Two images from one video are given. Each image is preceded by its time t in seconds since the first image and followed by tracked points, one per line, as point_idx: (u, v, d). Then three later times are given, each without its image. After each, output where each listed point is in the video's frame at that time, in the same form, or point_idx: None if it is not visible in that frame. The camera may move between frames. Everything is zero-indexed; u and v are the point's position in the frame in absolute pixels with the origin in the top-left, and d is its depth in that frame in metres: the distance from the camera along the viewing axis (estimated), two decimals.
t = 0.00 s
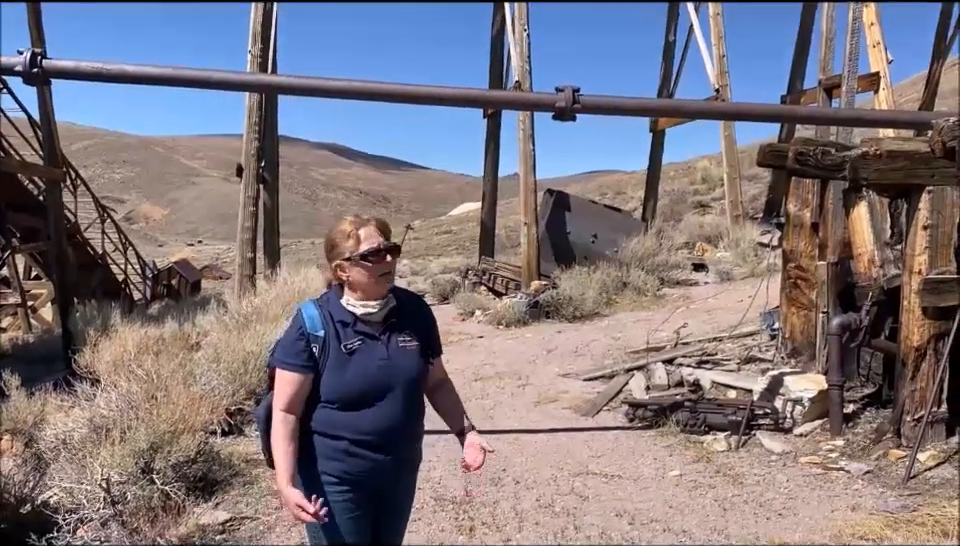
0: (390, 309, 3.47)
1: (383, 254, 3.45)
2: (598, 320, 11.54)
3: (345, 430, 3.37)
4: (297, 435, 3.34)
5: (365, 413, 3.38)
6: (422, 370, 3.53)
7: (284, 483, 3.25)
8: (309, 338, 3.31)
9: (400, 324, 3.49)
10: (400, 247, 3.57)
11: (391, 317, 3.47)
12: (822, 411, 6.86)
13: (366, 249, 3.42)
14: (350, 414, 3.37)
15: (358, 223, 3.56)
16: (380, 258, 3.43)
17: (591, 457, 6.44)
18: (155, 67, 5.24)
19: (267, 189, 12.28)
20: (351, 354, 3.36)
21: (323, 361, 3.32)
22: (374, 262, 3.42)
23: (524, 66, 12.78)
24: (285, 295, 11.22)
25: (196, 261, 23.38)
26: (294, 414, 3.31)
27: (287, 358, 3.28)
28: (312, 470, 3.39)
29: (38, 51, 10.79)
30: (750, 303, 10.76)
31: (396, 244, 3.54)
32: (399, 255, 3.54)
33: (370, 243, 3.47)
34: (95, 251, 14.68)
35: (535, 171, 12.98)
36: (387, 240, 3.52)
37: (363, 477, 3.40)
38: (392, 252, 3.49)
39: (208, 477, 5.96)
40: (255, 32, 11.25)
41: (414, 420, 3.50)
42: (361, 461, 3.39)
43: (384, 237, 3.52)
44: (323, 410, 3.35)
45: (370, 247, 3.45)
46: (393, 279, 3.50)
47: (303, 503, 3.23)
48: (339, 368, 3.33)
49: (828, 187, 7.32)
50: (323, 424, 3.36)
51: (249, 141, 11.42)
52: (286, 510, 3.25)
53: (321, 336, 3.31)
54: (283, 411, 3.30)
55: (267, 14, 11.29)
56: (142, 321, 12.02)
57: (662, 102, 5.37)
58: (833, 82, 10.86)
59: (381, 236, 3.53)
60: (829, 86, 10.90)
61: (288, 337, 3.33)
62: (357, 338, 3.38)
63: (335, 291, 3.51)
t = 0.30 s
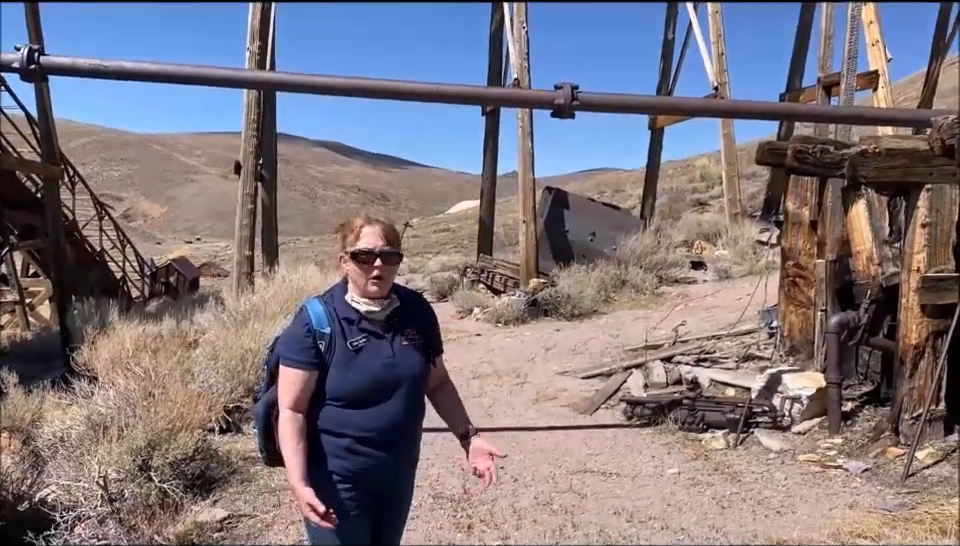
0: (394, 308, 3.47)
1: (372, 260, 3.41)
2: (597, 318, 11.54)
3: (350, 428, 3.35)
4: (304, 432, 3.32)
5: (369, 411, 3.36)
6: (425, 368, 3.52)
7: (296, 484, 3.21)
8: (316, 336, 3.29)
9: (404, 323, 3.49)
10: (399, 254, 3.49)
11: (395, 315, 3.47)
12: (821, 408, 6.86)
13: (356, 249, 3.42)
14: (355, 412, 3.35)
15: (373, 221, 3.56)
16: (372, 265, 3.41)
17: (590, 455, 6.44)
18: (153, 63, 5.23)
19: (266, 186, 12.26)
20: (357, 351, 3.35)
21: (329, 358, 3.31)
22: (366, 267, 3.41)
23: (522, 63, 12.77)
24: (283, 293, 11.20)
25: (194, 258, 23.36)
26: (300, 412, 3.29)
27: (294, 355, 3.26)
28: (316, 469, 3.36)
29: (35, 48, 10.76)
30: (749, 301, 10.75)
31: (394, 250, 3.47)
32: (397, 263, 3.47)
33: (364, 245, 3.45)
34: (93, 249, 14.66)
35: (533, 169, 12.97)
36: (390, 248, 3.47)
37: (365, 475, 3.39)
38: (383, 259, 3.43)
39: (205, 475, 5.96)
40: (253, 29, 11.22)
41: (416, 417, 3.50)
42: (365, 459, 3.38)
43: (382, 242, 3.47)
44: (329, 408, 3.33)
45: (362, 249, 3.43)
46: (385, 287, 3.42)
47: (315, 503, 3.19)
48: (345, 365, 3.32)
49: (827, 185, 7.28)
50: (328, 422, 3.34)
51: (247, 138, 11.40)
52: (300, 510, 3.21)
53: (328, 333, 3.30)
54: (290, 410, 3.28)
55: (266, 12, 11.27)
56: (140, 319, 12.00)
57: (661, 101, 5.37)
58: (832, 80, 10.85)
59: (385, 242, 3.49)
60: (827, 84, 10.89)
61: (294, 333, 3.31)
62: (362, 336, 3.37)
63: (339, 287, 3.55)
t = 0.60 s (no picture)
0: (396, 307, 3.45)
1: (367, 256, 3.39)
2: (596, 316, 11.54)
3: (348, 424, 3.35)
4: (299, 427, 3.34)
5: (368, 408, 3.36)
6: (427, 368, 3.50)
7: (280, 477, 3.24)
8: (316, 329, 3.31)
9: (407, 322, 3.47)
10: (399, 253, 3.45)
11: (397, 313, 3.45)
12: (819, 406, 6.85)
13: (356, 244, 3.41)
14: (353, 408, 3.35)
15: (383, 219, 3.54)
16: (368, 262, 3.38)
17: (588, 453, 6.44)
18: (151, 61, 5.21)
19: (264, 184, 12.25)
20: (357, 346, 3.35)
21: (328, 352, 3.32)
22: (362, 263, 3.39)
23: (521, 61, 12.77)
24: (282, 291, 11.20)
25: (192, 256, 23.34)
26: (296, 405, 3.31)
27: (294, 347, 3.29)
28: (311, 464, 3.36)
29: (33, 46, 10.74)
30: (747, 299, 10.76)
31: (393, 249, 3.43)
32: (395, 261, 3.42)
33: (364, 241, 3.44)
34: (91, 247, 14.64)
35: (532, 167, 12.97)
36: (391, 248, 3.43)
37: (363, 472, 3.38)
38: (379, 256, 3.39)
39: (204, 473, 5.96)
40: (252, 27, 11.22)
41: (417, 415, 3.48)
42: (363, 456, 3.36)
43: (382, 239, 3.44)
44: (325, 403, 3.34)
45: (361, 245, 3.43)
46: (380, 284, 3.38)
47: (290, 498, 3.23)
48: (344, 360, 3.33)
49: (826, 182, 7.27)
50: (325, 417, 3.34)
51: (245, 136, 11.39)
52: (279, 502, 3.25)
53: (327, 327, 3.31)
54: (286, 402, 3.30)
55: (264, 9, 11.26)
56: (139, 317, 11.99)
57: (658, 98, 5.37)
58: (831, 78, 10.86)
59: (387, 241, 3.45)
60: (826, 82, 10.90)
61: (296, 325, 3.33)
62: (363, 332, 3.37)
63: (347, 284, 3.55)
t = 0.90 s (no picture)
0: (395, 303, 3.44)
1: (363, 250, 3.40)
2: (595, 315, 11.54)
3: (345, 421, 3.35)
4: (298, 424, 3.34)
5: (366, 405, 3.35)
6: (426, 366, 3.49)
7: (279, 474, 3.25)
8: (313, 326, 3.32)
9: (407, 319, 3.46)
10: (394, 247, 3.43)
11: (396, 309, 3.44)
12: (818, 404, 6.85)
13: (352, 240, 3.41)
14: (351, 405, 3.35)
15: (379, 211, 3.52)
16: (363, 256, 3.39)
17: (587, 451, 6.44)
18: (149, 60, 5.21)
19: (263, 183, 12.25)
20: (354, 342, 3.35)
21: (325, 349, 3.32)
22: (358, 258, 3.40)
23: (519, 59, 12.77)
24: (281, 289, 11.20)
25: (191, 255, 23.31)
26: (295, 401, 3.31)
27: (293, 343, 3.30)
28: (309, 461, 3.37)
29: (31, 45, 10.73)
30: (746, 297, 10.76)
31: (388, 243, 3.41)
32: (391, 255, 3.41)
33: (360, 237, 3.43)
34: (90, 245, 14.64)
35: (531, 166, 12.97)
36: (386, 241, 3.41)
37: (361, 469, 3.38)
38: (374, 250, 3.39)
39: (202, 471, 5.96)
40: (250, 25, 11.22)
41: (416, 413, 3.48)
42: (361, 453, 3.37)
43: (377, 234, 3.42)
44: (323, 400, 3.34)
45: (357, 240, 3.42)
46: (378, 278, 3.38)
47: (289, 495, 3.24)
48: (342, 357, 3.33)
49: (825, 181, 7.40)
50: (323, 414, 3.34)
51: (244, 134, 11.39)
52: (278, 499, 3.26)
53: (325, 324, 3.32)
54: (285, 399, 3.30)
55: (262, 7, 11.26)
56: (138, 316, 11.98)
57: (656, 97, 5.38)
58: (829, 77, 10.86)
59: (381, 234, 3.42)
60: (825, 80, 10.91)
61: (295, 322, 3.34)
62: (361, 329, 3.36)
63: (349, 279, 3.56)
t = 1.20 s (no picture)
0: (392, 302, 3.44)
1: (357, 250, 3.40)
2: (593, 313, 11.54)
3: (343, 419, 3.34)
4: (298, 423, 3.35)
5: (363, 402, 3.34)
6: (424, 364, 3.47)
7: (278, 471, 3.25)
8: (310, 325, 3.33)
9: (405, 317, 3.45)
10: (387, 244, 3.43)
11: (394, 308, 3.44)
12: (817, 403, 6.86)
13: (345, 239, 3.42)
14: (348, 403, 3.34)
15: (371, 211, 3.52)
16: (357, 255, 3.40)
17: (586, 450, 6.45)
18: (149, 59, 5.20)
19: (262, 182, 12.24)
20: (350, 341, 3.34)
21: (322, 347, 3.33)
22: (352, 257, 3.41)
23: (519, 58, 12.77)
24: (280, 287, 11.19)
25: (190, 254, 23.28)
26: (294, 399, 3.33)
27: (290, 342, 3.31)
28: (308, 459, 3.36)
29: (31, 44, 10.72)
30: (745, 296, 10.75)
31: (382, 241, 3.42)
32: (385, 252, 3.41)
33: (354, 236, 3.44)
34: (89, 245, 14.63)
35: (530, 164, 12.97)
36: (379, 240, 3.42)
37: (360, 467, 3.36)
38: (368, 249, 3.39)
39: (202, 470, 5.96)
40: (249, 24, 11.21)
41: (415, 411, 3.45)
42: (359, 451, 3.35)
43: (371, 233, 3.42)
44: (320, 398, 3.34)
45: (352, 240, 3.43)
46: (373, 276, 3.39)
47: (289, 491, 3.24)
48: (337, 355, 3.33)
49: (824, 179, 7.37)
50: (321, 412, 3.35)
51: (243, 133, 11.38)
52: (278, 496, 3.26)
53: (321, 322, 3.33)
54: (284, 397, 3.32)
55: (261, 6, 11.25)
56: (137, 315, 11.98)
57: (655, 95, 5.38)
58: (828, 75, 10.87)
59: (374, 232, 3.43)
60: (824, 78, 10.91)
61: (292, 322, 3.36)
62: (357, 327, 3.36)
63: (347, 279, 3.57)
